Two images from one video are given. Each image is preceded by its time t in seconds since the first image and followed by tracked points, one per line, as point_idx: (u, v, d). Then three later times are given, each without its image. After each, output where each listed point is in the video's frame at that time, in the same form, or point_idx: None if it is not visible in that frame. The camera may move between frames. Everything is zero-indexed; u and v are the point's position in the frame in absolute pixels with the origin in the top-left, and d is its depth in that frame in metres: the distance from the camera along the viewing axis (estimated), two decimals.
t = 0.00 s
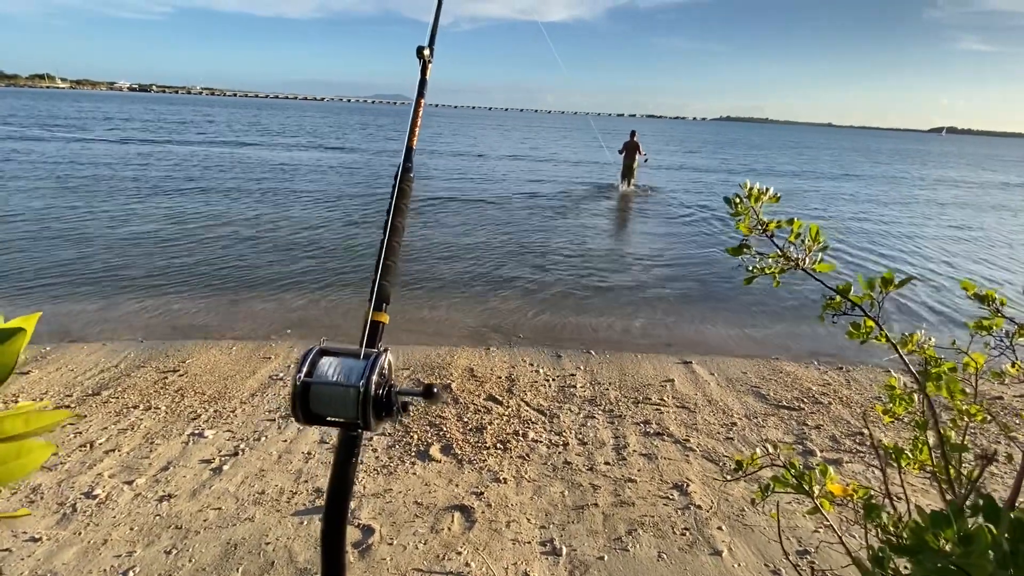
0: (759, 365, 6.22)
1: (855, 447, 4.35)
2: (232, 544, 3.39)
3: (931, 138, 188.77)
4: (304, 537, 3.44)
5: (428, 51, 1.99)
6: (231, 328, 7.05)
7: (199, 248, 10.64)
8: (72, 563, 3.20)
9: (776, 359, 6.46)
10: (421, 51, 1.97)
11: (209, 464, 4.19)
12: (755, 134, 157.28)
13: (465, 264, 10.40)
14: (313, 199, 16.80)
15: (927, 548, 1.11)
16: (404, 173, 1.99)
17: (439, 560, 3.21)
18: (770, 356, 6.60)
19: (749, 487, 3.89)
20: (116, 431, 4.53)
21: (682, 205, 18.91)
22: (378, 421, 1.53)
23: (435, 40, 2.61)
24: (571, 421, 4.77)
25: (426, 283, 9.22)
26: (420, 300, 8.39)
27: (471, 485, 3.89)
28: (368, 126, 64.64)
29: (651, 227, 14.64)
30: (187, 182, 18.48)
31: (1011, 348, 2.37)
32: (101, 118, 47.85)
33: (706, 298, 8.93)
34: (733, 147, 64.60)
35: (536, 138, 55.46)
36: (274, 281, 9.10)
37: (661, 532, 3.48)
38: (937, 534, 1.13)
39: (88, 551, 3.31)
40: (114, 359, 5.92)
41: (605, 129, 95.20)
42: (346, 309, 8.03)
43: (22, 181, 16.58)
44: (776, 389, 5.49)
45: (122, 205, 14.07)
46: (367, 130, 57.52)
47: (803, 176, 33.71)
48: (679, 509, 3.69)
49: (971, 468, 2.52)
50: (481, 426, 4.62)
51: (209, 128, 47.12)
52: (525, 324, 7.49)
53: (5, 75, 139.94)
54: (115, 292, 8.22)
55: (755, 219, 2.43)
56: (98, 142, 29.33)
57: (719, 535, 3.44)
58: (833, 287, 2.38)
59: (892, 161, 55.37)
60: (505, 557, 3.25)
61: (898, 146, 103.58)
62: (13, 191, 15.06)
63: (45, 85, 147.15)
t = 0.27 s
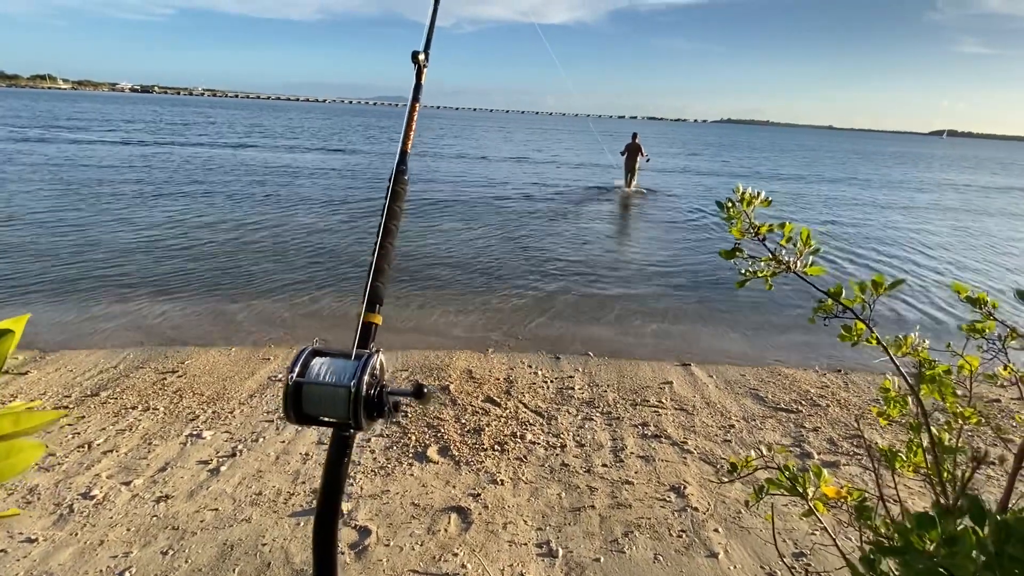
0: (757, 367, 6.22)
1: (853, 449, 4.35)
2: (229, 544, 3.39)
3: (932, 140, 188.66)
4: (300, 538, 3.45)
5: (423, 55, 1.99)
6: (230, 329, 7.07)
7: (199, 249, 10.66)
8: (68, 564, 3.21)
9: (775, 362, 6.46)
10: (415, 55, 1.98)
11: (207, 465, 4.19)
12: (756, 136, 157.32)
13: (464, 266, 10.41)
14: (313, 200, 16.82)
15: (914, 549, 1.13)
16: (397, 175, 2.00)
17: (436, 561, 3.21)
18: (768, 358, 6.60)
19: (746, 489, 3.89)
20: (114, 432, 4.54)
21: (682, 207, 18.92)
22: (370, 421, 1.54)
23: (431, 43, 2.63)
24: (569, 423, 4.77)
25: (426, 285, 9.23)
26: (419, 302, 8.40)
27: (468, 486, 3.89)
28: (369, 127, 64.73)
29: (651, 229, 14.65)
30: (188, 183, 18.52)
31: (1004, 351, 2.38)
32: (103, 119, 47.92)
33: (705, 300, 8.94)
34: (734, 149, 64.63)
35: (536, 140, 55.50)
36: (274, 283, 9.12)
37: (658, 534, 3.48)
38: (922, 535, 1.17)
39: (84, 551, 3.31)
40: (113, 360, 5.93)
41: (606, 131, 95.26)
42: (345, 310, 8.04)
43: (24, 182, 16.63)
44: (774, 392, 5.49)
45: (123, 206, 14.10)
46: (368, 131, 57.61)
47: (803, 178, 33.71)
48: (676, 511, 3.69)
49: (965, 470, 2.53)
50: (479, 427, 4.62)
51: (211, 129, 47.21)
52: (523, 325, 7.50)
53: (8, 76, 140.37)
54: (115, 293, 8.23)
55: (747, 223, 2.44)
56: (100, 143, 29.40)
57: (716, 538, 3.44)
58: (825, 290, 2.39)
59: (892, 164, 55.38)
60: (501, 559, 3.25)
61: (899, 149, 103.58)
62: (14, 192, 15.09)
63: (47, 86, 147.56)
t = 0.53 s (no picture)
0: (755, 369, 6.23)
1: (849, 450, 4.35)
2: (225, 544, 3.40)
3: (933, 142, 188.61)
4: (297, 538, 3.46)
5: (417, 57, 2.01)
6: (229, 330, 7.08)
7: (199, 251, 10.69)
8: (65, 563, 3.22)
9: (773, 364, 6.46)
10: (409, 57, 1.99)
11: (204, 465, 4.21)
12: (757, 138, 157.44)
13: (463, 268, 10.43)
14: (313, 202, 16.85)
15: (899, 547, 1.14)
16: (391, 176, 2.01)
17: (432, 561, 3.22)
18: (766, 360, 6.61)
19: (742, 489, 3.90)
20: (113, 432, 4.55)
21: (682, 209, 18.93)
22: (360, 420, 1.55)
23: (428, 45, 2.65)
24: (566, 424, 4.78)
25: (425, 286, 9.25)
26: (417, 303, 8.41)
27: (465, 486, 3.90)
28: (370, 129, 64.83)
29: (650, 231, 14.67)
30: (188, 184, 18.55)
31: (996, 352, 2.39)
32: (104, 121, 48.00)
33: (704, 302, 8.95)
34: (734, 151, 64.66)
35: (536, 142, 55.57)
36: (273, 284, 9.14)
37: (654, 534, 3.49)
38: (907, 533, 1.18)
39: (81, 550, 3.32)
40: (112, 360, 5.94)
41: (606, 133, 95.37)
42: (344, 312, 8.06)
43: (25, 183, 16.67)
44: (771, 393, 5.49)
45: (124, 207, 14.13)
46: (369, 133, 57.71)
47: (803, 180, 33.73)
48: (671, 512, 3.70)
49: (955, 471, 2.54)
50: (476, 427, 4.63)
51: (212, 130, 47.30)
52: (521, 327, 7.51)
53: (9, 78, 140.65)
54: (115, 294, 8.25)
55: (744, 222, 2.45)
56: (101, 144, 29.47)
57: (711, 538, 3.45)
58: (819, 289, 2.39)
59: (892, 166, 55.40)
60: (497, 559, 3.26)
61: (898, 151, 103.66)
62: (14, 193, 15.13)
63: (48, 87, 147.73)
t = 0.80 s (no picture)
0: (753, 370, 6.23)
1: (845, 450, 4.36)
2: (221, 545, 3.39)
3: (932, 144, 188.96)
4: (293, 538, 3.45)
5: (412, 58, 2.01)
6: (226, 331, 7.08)
7: (196, 251, 10.68)
8: (60, 564, 3.21)
9: (771, 365, 6.46)
10: (404, 58, 2.00)
11: (201, 465, 4.20)
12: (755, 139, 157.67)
13: (461, 268, 10.43)
14: (311, 202, 16.84)
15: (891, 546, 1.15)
16: (386, 176, 2.01)
17: (428, 562, 3.21)
18: (764, 360, 6.62)
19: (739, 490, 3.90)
20: (109, 432, 4.54)
21: (680, 210, 18.95)
22: (355, 419, 1.55)
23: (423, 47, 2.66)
24: (564, 424, 4.78)
25: (423, 287, 9.24)
26: (415, 304, 8.41)
27: (462, 487, 3.90)
28: (369, 130, 64.86)
29: (648, 232, 14.69)
30: (186, 184, 18.54)
31: (990, 352, 2.40)
32: (102, 121, 47.97)
33: (701, 302, 8.96)
34: (732, 152, 64.74)
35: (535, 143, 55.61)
36: (271, 284, 9.13)
37: (651, 534, 3.49)
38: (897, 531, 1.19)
39: (76, 551, 3.32)
40: (108, 361, 5.93)
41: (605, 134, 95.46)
42: (341, 313, 8.06)
43: (23, 183, 16.66)
44: (768, 394, 5.49)
45: (122, 208, 14.11)
46: (367, 134, 57.71)
47: (801, 182, 33.77)
48: (668, 512, 3.70)
49: (950, 470, 2.54)
50: (473, 428, 4.63)
51: (211, 131, 47.29)
52: (519, 327, 7.51)
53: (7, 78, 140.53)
54: (113, 294, 8.24)
55: (738, 223, 2.45)
56: (100, 145, 29.46)
57: (708, 538, 3.45)
58: (814, 290, 2.39)
59: (890, 167, 55.49)
60: (494, 559, 3.26)
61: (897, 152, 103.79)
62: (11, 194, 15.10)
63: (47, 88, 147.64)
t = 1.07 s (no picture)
0: (752, 372, 6.24)
1: (845, 452, 4.37)
2: (221, 549, 3.38)
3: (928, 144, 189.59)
4: (294, 543, 3.44)
5: (415, 63, 2.01)
6: (225, 334, 7.06)
7: (194, 254, 10.66)
8: (59, 570, 3.20)
9: (769, 367, 6.47)
10: (407, 63, 1.99)
11: (200, 469, 4.19)
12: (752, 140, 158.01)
13: (460, 270, 10.43)
14: (308, 204, 16.81)
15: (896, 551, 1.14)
16: (390, 182, 2.01)
17: (429, 566, 3.21)
18: (762, 362, 6.63)
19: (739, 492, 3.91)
20: (108, 437, 4.53)
21: (679, 211, 18.97)
22: (360, 427, 1.55)
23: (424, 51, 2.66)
24: (563, 427, 4.78)
25: (422, 289, 9.23)
26: (414, 306, 8.41)
27: (462, 490, 3.90)
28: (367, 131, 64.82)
29: (646, 234, 14.70)
30: (184, 186, 18.50)
31: (990, 355, 2.40)
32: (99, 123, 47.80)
33: (700, 304, 8.97)
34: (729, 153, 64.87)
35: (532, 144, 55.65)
36: (269, 287, 9.11)
37: (651, 537, 3.49)
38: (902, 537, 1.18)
39: (76, 557, 3.30)
40: (106, 365, 5.91)
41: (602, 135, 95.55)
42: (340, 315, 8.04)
43: (19, 185, 16.60)
44: (768, 396, 5.50)
45: (119, 210, 14.06)
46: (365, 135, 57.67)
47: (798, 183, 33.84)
48: (669, 515, 3.70)
49: (951, 473, 2.55)
50: (473, 431, 4.63)
51: (208, 132, 47.20)
52: (518, 330, 7.51)
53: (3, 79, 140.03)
54: (110, 297, 8.21)
55: (735, 230, 2.46)
56: (96, 146, 29.37)
57: (708, 541, 3.45)
58: (812, 296, 2.40)
59: (887, 168, 55.66)
60: (494, 564, 3.25)
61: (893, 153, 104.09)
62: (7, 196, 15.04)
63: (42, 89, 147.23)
